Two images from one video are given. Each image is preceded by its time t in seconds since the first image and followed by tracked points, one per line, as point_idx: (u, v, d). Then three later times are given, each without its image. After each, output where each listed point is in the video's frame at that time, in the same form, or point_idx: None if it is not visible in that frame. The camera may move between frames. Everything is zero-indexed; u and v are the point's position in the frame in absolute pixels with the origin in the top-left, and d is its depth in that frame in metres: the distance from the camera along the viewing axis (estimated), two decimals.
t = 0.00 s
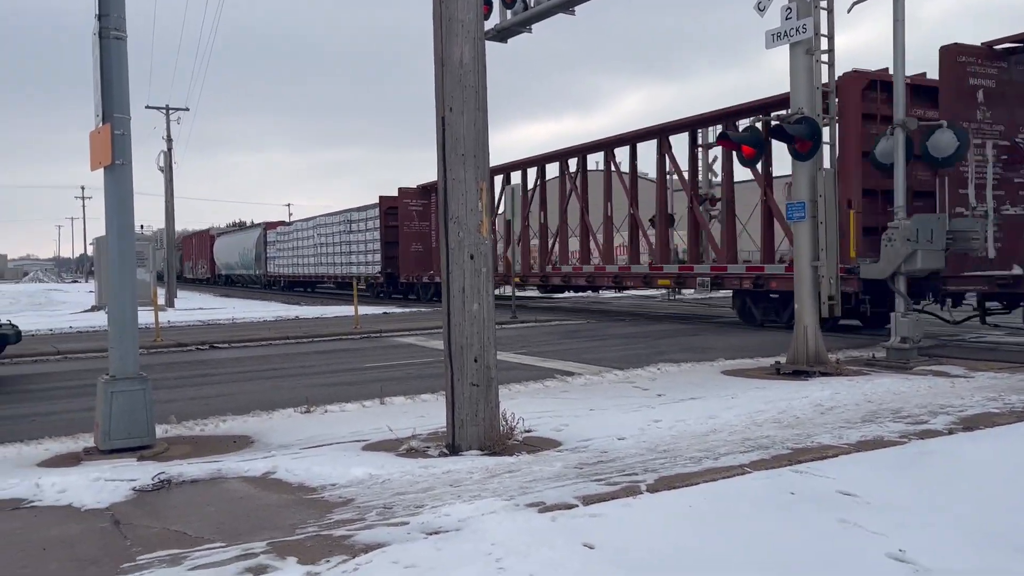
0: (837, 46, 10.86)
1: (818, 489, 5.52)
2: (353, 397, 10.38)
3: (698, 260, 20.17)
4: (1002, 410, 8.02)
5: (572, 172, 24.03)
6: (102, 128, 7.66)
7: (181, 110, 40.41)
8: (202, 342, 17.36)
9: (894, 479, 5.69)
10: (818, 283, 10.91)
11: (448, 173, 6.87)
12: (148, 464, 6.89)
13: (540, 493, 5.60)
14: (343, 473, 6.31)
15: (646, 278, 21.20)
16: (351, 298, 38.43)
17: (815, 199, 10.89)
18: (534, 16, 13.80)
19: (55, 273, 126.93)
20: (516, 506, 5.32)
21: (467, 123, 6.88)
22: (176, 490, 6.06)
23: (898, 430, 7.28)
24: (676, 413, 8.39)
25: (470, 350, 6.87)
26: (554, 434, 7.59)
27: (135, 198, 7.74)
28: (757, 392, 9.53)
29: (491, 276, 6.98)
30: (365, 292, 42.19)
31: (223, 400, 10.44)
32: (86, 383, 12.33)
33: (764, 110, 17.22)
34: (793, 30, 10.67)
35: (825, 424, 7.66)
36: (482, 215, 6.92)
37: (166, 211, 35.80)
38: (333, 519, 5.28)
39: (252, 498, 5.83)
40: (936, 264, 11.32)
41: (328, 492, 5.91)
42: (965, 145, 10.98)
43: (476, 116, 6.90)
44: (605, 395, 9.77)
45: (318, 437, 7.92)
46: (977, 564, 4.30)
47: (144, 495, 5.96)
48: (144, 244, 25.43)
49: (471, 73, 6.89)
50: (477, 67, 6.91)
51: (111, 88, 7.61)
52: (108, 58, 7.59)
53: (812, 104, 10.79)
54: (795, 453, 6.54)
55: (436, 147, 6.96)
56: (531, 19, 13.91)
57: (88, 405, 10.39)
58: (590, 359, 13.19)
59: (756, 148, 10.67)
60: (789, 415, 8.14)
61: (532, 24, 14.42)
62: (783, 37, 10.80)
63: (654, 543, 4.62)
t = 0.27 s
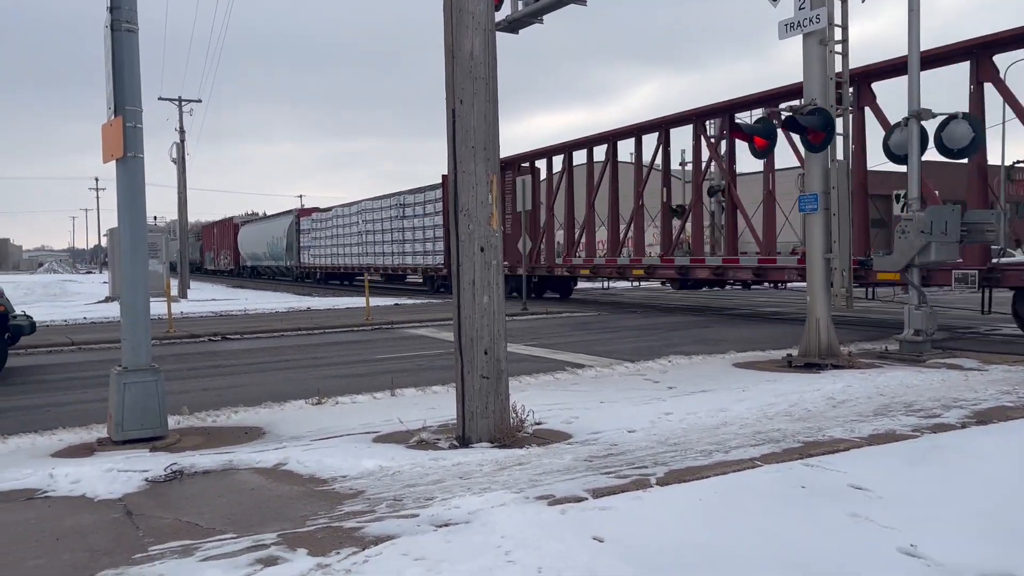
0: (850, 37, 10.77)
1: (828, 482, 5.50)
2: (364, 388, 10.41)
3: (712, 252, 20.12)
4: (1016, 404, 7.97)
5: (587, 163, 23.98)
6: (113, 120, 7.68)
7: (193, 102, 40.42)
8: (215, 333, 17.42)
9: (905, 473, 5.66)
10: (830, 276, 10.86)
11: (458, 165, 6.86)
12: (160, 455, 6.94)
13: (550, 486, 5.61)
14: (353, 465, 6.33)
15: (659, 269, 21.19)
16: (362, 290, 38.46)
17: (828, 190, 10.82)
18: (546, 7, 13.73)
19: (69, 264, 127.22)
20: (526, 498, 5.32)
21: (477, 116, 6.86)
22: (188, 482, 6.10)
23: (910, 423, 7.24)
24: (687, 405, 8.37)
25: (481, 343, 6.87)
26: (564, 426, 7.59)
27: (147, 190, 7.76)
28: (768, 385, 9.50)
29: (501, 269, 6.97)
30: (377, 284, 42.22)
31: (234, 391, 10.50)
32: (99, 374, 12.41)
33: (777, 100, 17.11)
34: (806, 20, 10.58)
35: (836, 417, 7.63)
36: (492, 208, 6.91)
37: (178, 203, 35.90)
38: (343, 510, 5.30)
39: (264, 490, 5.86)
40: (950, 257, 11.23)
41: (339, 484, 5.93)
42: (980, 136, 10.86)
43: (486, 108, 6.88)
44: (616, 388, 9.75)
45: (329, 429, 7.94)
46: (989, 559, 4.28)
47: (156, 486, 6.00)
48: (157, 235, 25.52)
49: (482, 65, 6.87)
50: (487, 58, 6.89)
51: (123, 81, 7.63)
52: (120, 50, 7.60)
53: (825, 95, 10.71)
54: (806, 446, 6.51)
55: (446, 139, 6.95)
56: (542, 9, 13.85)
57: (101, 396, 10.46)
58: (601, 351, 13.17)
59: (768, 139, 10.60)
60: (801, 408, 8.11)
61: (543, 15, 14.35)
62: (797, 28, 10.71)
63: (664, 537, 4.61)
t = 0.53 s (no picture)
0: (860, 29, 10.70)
1: (835, 477, 5.49)
2: (372, 381, 10.44)
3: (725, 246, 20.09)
4: None
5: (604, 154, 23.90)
6: (121, 114, 7.69)
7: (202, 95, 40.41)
8: (223, 326, 17.47)
9: (912, 468, 5.65)
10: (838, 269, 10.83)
11: (465, 159, 6.86)
12: (169, 448, 6.97)
13: (557, 480, 5.61)
14: (360, 458, 6.35)
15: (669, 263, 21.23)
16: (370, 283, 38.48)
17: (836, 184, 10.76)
18: None
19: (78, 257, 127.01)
20: (532, 492, 5.33)
21: (485, 109, 6.85)
22: (196, 474, 6.12)
23: (918, 418, 7.21)
24: (695, 399, 8.36)
25: (487, 336, 6.87)
26: (571, 420, 7.59)
27: (155, 183, 7.78)
28: (776, 379, 9.48)
29: (507, 263, 6.97)
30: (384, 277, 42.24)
31: (242, 384, 10.54)
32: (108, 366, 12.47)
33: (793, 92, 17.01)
34: (815, 13, 10.53)
35: (844, 412, 7.61)
36: (499, 201, 6.90)
37: (187, 195, 36.01)
38: (350, 503, 5.32)
39: (271, 483, 5.89)
40: (959, 250, 11.17)
41: (346, 477, 5.95)
42: (990, 130, 10.79)
43: (493, 101, 6.87)
44: (623, 382, 9.75)
45: (337, 422, 7.96)
46: (997, 554, 4.27)
47: (165, 479, 6.03)
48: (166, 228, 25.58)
49: (488, 58, 6.86)
50: (494, 52, 6.88)
51: (131, 74, 7.64)
52: (128, 44, 7.61)
53: (834, 88, 10.65)
54: (813, 441, 6.50)
55: (453, 133, 6.94)
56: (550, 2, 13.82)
57: (110, 388, 10.52)
58: (609, 345, 13.16)
59: (776, 132, 10.55)
60: (808, 402, 8.09)
61: (551, 8, 14.31)
62: (806, 20, 10.66)
63: (669, 531, 4.62)
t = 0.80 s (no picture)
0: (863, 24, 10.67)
1: (836, 472, 5.50)
2: (374, 376, 10.46)
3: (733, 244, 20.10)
4: None
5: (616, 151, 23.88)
6: (124, 109, 7.70)
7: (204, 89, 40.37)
8: (226, 320, 17.50)
9: (913, 463, 5.66)
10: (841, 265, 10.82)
11: (467, 154, 6.85)
12: (172, 442, 7.00)
13: (559, 475, 5.63)
14: (363, 453, 6.36)
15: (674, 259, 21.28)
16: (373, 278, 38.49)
17: (839, 179, 10.73)
18: None
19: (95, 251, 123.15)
20: (533, 487, 5.34)
21: (487, 104, 6.84)
22: (199, 468, 6.15)
23: (920, 413, 7.22)
24: (697, 394, 8.36)
25: (489, 331, 6.88)
26: (573, 415, 7.61)
27: (157, 178, 7.79)
28: (778, 374, 9.48)
29: (509, 258, 6.97)
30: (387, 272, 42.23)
31: (245, 378, 10.57)
32: (112, 360, 12.50)
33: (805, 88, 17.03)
34: (818, 8, 10.51)
35: (846, 407, 7.61)
36: (501, 196, 6.90)
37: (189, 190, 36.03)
38: (352, 498, 5.34)
39: (273, 477, 5.91)
40: (961, 246, 11.16)
41: (348, 471, 5.96)
42: (993, 125, 10.77)
43: (495, 96, 6.86)
44: (626, 376, 9.75)
45: (339, 417, 7.98)
46: (998, 549, 4.28)
47: (167, 473, 6.05)
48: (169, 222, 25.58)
49: (491, 53, 6.86)
50: (497, 47, 6.88)
51: (133, 69, 7.64)
52: (130, 38, 7.61)
53: (836, 83, 10.63)
54: (815, 436, 6.51)
55: (455, 128, 6.93)
56: None
57: (113, 382, 10.55)
58: (611, 340, 13.17)
59: (778, 128, 10.53)
60: (810, 397, 8.10)
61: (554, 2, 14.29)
62: (808, 15, 10.63)
63: (671, 525, 4.63)
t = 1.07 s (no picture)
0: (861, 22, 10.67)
1: (834, 470, 5.51)
2: (371, 374, 10.46)
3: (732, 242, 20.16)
4: None
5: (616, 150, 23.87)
6: (121, 107, 7.69)
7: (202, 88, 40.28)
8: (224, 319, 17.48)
9: (911, 461, 5.66)
10: (839, 264, 10.82)
11: (465, 152, 6.85)
12: (170, 440, 6.99)
13: (557, 472, 5.63)
14: (361, 451, 6.36)
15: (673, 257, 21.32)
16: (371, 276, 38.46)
17: (837, 177, 10.74)
18: None
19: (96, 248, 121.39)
20: (531, 485, 5.34)
21: (485, 102, 6.82)
22: (197, 467, 6.14)
23: (918, 412, 7.22)
24: (695, 393, 8.36)
25: (487, 329, 6.88)
26: (571, 413, 7.60)
27: (154, 176, 7.78)
28: (776, 372, 9.48)
29: (507, 257, 6.97)
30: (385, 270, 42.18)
31: (243, 377, 10.58)
32: (110, 358, 12.48)
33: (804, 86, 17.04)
34: (816, 6, 10.50)
35: (843, 405, 7.61)
36: (499, 194, 6.89)
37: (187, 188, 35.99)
38: (350, 496, 5.33)
39: (271, 475, 5.90)
40: (959, 244, 11.17)
41: (345, 470, 5.96)
42: (991, 123, 10.78)
43: (493, 95, 6.85)
44: (624, 375, 9.75)
45: (337, 415, 7.97)
46: (997, 547, 4.29)
47: (165, 471, 6.04)
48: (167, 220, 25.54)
49: (489, 51, 6.84)
50: (494, 45, 6.87)
51: (129, 67, 7.63)
52: (127, 36, 7.60)
53: (835, 81, 10.63)
54: (813, 434, 6.51)
55: (453, 126, 6.92)
56: None
57: (111, 381, 10.54)
58: (609, 338, 13.16)
59: (777, 126, 10.53)
60: (808, 396, 8.10)
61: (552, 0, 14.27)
62: (806, 14, 10.63)
63: (669, 523, 4.63)
